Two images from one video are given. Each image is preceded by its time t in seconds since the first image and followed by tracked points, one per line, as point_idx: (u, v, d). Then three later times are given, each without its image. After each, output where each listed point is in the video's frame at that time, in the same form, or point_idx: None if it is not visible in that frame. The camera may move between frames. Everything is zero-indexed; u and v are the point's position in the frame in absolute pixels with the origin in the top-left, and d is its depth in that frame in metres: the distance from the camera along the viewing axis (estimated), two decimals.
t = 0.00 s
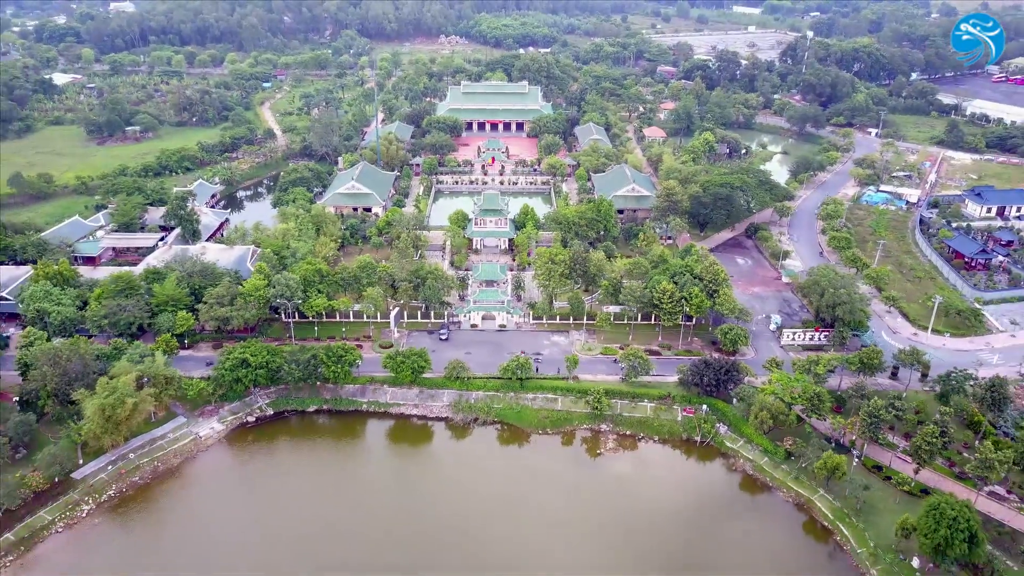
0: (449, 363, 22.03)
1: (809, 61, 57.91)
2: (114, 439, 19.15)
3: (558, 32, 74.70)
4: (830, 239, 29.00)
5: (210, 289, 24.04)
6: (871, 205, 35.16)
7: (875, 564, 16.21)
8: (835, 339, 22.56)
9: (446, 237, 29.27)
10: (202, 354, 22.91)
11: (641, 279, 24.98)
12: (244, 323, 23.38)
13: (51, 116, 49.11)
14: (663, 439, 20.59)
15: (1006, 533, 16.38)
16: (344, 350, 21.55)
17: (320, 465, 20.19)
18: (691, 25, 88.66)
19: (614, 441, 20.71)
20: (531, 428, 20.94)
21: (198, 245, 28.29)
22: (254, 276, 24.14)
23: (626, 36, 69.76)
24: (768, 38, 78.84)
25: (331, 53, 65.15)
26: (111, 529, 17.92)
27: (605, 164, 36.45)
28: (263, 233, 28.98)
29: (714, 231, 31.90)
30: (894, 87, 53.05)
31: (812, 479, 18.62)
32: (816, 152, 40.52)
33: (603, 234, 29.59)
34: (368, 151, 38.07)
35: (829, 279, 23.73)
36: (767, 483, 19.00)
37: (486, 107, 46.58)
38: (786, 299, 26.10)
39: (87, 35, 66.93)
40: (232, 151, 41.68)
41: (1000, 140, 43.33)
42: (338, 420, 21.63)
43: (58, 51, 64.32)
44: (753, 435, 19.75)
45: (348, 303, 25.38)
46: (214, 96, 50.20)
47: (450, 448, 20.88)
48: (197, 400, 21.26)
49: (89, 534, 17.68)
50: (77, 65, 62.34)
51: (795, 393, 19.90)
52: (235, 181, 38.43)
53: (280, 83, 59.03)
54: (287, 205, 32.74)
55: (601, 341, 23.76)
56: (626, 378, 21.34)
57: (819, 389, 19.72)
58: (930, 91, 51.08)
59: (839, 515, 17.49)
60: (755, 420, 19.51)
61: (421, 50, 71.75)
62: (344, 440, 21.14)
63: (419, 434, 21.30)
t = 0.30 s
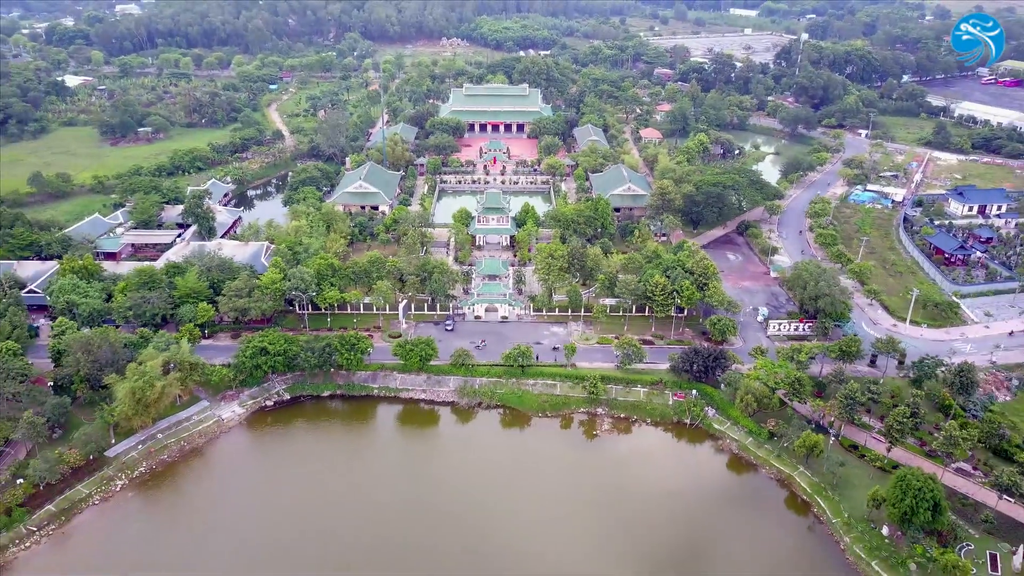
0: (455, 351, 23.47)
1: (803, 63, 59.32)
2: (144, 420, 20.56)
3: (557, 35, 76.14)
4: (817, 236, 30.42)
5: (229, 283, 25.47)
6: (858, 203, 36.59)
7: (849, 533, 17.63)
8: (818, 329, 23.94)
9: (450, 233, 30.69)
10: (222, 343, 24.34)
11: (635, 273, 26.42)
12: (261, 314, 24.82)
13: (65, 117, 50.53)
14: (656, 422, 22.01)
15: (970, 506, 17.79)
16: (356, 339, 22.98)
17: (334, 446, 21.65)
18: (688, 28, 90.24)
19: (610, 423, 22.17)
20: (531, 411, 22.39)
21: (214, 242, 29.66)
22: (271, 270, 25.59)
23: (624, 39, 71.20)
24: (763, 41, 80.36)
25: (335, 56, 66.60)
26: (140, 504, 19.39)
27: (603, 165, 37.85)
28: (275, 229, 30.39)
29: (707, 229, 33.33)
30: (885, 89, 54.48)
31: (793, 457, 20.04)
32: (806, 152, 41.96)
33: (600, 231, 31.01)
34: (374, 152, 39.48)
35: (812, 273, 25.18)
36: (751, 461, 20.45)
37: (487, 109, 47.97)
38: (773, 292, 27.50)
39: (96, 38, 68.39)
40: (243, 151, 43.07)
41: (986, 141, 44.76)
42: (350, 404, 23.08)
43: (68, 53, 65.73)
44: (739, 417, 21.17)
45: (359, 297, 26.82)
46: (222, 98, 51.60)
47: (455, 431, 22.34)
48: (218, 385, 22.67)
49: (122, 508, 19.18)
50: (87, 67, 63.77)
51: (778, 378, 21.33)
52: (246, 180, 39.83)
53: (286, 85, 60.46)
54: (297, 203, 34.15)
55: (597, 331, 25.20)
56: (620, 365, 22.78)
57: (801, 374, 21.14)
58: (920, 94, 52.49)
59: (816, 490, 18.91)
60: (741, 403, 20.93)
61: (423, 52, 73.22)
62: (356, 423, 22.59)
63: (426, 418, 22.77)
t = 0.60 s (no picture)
0: (461, 338, 24.85)
1: (798, 64, 60.64)
2: (170, 401, 21.96)
3: (558, 36, 77.50)
4: (807, 231, 31.77)
5: (246, 275, 26.85)
6: (848, 200, 37.97)
7: (828, 504, 19.01)
8: (805, 318, 25.28)
9: (455, 228, 32.05)
10: (240, 331, 25.72)
11: (632, 266, 27.80)
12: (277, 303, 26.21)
13: (78, 117, 51.90)
14: (650, 404, 23.39)
15: (941, 479, 19.14)
16: (367, 327, 24.36)
17: (347, 428, 23.04)
18: (686, 29, 91.59)
19: (607, 405, 23.58)
20: (533, 393, 23.80)
21: (230, 236, 31.02)
22: (286, 263, 26.99)
23: (623, 40, 72.50)
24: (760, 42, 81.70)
25: (340, 57, 67.96)
26: (168, 479, 20.78)
27: (602, 163, 39.19)
28: (288, 225, 31.75)
29: (701, 224, 34.68)
30: (878, 89, 55.81)
31: (779, 436, 21.42)
32: (799, 151, 43.31)
33: (599, 227, 32.36)
34: (380, 151, 40.85)
35: (799, 266, 26.57)
36: (740, 439, 21.82)
37: (489, 109, 49.30)
38: (764, 284, 28.87)
39: (105, 39, 69.76)
40: (253, 150, 44.42)
41: (974, 141, 46.12)
42: (363, 387, 24.48)
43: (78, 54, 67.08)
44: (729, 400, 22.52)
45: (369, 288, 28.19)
46: (231, 99, 52.94)
47: (461, 414, 23.72)
48: (238, 370, 24.04)
49: (152, 482, 20.58)
50: (97, 68, 65.14)
51: (765, 363, 22.68)
52: (256, 178, 41.19)
53: (292, 86, 61.82)
54: (307, 200, 35.50)
55: (596, 320, 26.56)
56: (617, 351, 24.16)
57: (786, 359, 22.51)
58: (911, 94, 53.81)
59: (799, 465, 20.26)
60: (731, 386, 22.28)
61: (425, 54, 74.57)
62: (368, 406, 23.98)
63: (434, 401, 24.19)
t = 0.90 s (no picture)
0: (466, 326, 26.23)
1: (793, 66, 61.99)
2: (192, 383, 23.30)
3: (558, 38, 78.83)
4: (797, 226, 33.12)
5: (261, 266, 28.19)
6: (838, 197, 39.30)
7: (811, 476, 20.31)
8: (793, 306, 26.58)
9: (460, 223, 33.36)
10: (255, 320, 27.05)
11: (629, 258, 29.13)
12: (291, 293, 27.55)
13: (90, 117, 53.28)
14: (645, 387, 24.72)
15: (917, 453, 20.44)
16: (378, 314, 25.70)
17: (358, 409, 24.35)
18: (684, 31, 92.94)
19: (605, 388, 24.93)
20: (535, 376, 25.18)
21: (243, 230, 32.36)
22: (299, 255, 28.33)
23: (622, 42, 73.87)
24: (757, 43, 82.95)
25: (345, 58, 69.32)
26: (190, 457, 22.05)
27: (600, 161, 40.53)
28: (299, 219, 33.09)
29: (696, 220, 36.03)
30: (871, 90, 57.14)
31: (766, 415, 22.75)
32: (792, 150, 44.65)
33: (597, 222, 33.70)
34: (386, 150, 42.20)
35: (788, 257, 27.92)
36: (729, 419, 23.14)
37: (491, 109, 50.61)
38: (755, 275, 30.20)
39: (113, 41, 71.13)
40: (262, 149, 45.77)
41: (962, 139, 47.42)
42: (373, 371, 25.86)
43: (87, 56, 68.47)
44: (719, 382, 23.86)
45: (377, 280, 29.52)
46: (239, 100, 54.30)
47: (466, 397, 25.03)
48: (255, 355, 25.40)
49: (174, 459, 21.85)
50: (106, 69, 66.50)
51: (754, 347, 24.02)
52: (266, 176, 42.53)
53: (298, 87, 63.16)
54: (317, 197, 36.84)
55: (594, 309, 27.91)
56: (614, 337, 25.53)
57: (773, 344, 23.85)
58: (903, 95, 55.14)
59: (785, 442, 21.58)
60: (720, 369, 23.62)
61: (428, 55, 75.94)
62: (378, 389, 25.32)
63: (441, 384, 25.55)
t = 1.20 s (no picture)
0: (471, 310, 27.62)
1: (788, 65, 63.37)
2: (212, 363, 24.66)
3: (558, 38, 80.20)
4: (788, 217, 34.45)
5: (275, 254, 29.53)
6: (830, 190, 40.64)
7: (795, 447, 21.64)
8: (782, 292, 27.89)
9: (464, 215, 34.69)
10: (270, 305, 28.39)
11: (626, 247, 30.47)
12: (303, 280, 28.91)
13: (102, 115, 54.67)
14: (641, 366, 26.03)
15: (895, 426, 21.75)
16: (387, 299, 27.10)
17: (367, 390, 25.63)
18: (682, 31, 94.32)
19: (602, 368, 26.29)
20: (536, 358, 26.57)
21: (255, 222, 33.70)
22: (311, 244, 29.68)
23: (621, 42, 75.23)
24: (753, 43, 84.28)
25: (349, 57, 70.69)
26: (208, 433, 23.40)
27: (599, 156, 41.86)
28: (309, 211, 34.44)
29: (692, 212, 37.35)
30: (864, 88, 58.45)
31: (754, 392, 24.10)
32: (785, 146, 45.97)
33: (596, 214, 35.02)
34: (392, 145, 43.55)
35: (777, 246, 29.25)
36: (720, 396, 24.47)
37: (492, 107, 51.93)
38: (747, 264, 31.54)
39: (122, 41, 72.60)
40: (270, 145, 47.13)
41: (951, 136, 48.71)
42: (383, 353, 27.28)
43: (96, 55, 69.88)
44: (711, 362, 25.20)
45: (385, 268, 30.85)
46: (247, 97, 55.67)
47: (471, 377, 26.43)
48: (270, 338, 26.76)
49: (195, 433, 23.24)
50: (115, 68, 67.95)
51: (743, 329, 25.36)
52: (275, 171, 43.86)
53: (304, 85, 64.56)
54: (325, 190, 38.17)
55: (592, 296, 29.27)
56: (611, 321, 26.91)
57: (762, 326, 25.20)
58: (895, 93, 56.45)
59: (771, 416, 22.92)
60: (711, 349, 24.96)
61: (430, 55, 77.33)
62: (386, 370, 26.69)
63: (447, 366, 26.96)
